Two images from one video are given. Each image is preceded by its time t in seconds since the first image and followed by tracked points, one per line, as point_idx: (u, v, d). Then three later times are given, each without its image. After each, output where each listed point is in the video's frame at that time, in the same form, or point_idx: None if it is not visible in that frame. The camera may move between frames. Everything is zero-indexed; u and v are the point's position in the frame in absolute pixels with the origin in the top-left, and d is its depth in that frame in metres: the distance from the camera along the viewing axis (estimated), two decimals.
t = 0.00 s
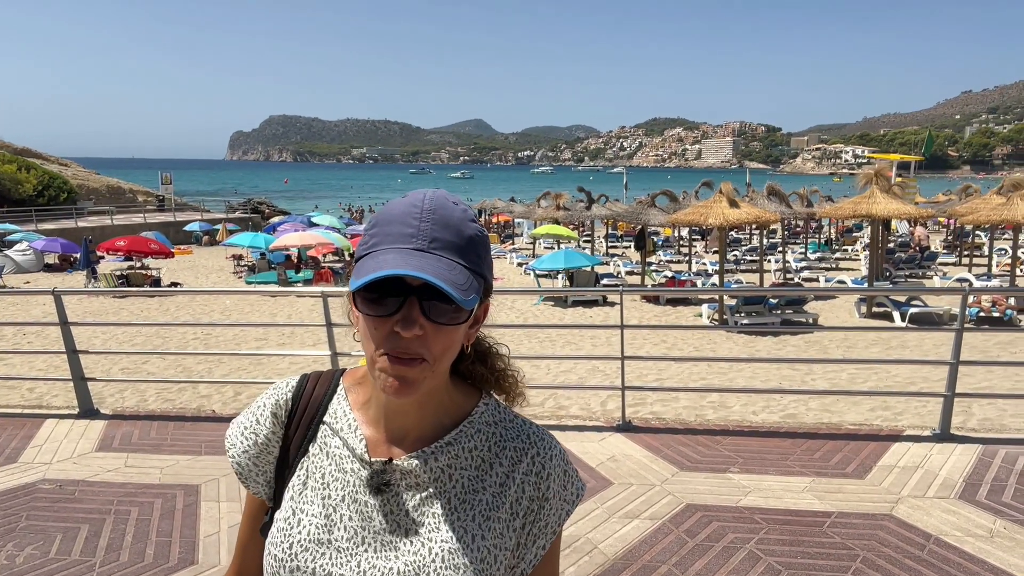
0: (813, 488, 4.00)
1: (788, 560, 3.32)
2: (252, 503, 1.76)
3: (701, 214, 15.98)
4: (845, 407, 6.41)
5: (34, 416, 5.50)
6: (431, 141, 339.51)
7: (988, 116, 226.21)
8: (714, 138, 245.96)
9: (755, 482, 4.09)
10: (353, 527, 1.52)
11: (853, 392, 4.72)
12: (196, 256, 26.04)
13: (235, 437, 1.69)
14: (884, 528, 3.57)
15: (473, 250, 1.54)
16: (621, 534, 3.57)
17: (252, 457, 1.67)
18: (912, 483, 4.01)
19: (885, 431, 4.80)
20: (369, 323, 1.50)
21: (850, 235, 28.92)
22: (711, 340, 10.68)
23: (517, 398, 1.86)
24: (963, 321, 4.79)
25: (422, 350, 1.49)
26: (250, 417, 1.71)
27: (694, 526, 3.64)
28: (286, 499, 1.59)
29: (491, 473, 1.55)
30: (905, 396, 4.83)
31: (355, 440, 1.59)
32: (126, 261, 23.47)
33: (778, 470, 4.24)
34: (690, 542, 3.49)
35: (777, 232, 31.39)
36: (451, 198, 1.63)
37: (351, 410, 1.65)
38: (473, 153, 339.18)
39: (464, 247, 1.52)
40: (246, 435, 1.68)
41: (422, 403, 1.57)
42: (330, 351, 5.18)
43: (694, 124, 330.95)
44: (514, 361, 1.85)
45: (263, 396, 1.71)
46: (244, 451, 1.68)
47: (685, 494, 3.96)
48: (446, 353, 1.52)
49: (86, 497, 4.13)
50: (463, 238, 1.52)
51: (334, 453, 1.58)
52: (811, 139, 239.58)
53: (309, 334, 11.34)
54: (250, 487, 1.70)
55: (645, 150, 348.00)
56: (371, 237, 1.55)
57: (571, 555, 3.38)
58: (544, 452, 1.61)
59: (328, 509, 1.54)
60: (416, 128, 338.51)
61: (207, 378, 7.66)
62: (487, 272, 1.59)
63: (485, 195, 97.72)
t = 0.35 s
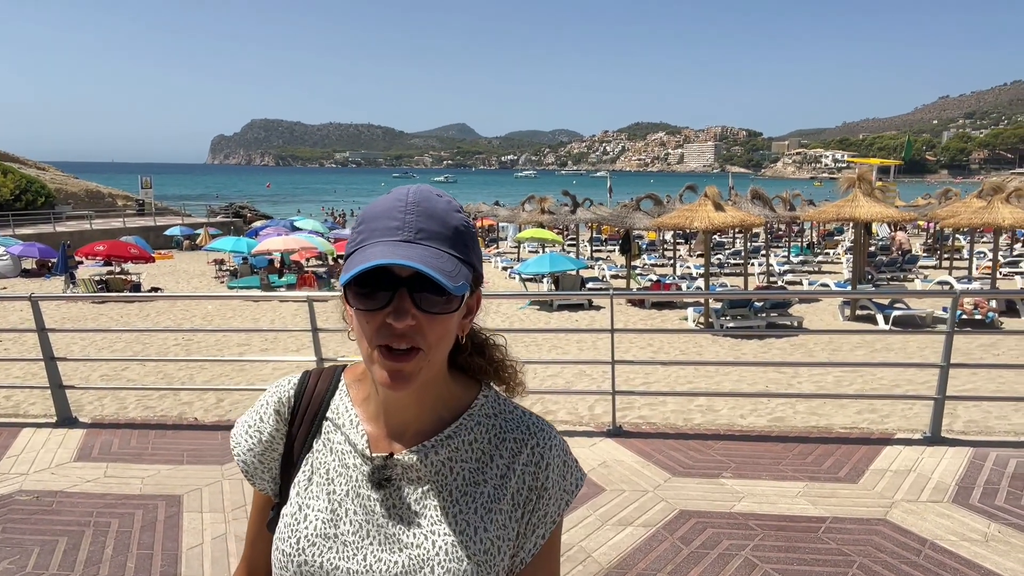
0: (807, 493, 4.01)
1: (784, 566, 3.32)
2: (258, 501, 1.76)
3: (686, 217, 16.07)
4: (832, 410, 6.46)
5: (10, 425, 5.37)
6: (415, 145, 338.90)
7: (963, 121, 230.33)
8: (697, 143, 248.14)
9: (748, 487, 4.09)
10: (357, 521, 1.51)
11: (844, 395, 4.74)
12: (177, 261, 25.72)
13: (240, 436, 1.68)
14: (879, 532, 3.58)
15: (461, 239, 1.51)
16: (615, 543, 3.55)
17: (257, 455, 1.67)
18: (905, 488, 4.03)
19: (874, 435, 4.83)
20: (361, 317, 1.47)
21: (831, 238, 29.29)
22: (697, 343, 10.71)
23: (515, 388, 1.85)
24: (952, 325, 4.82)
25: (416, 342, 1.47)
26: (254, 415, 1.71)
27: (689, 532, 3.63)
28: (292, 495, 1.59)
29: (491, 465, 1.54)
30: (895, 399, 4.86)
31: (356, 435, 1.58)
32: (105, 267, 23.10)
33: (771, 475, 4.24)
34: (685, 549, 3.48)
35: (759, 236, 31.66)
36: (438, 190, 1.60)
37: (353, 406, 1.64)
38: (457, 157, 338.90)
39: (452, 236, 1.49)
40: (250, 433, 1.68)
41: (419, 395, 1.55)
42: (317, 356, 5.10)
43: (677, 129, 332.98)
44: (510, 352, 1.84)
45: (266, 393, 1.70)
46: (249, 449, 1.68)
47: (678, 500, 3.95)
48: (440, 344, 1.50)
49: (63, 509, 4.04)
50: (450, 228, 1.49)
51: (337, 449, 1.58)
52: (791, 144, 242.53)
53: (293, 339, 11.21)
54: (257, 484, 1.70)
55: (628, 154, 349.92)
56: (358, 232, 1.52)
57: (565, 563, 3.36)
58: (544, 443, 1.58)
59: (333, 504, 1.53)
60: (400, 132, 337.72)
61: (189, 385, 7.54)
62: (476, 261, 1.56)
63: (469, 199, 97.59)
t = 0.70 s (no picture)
0: (798, 496, 4.02)
1: (777, 572, 3.31)
2: (265, 494, 1.75)
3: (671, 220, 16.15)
4: (817, 412, 6.51)
5: None
6: (398, 148, 337.94)
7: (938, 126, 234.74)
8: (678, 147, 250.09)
9: (740, 492, 4.10)
10: (365, 515, 1.50)
11: (833, 399, 4.76)
12: (156, 265, 25.36)
13: (249, 431, 1.68)
14: (872, 536, 3.59)
15: (466, 239, 1.49)
16: (607, 550, 3.53)
17: (266, 448, 1.66)
18: (897, 490, 4.05)
19: (863, 437, 4.86)
20: (366, 315, 1.46)
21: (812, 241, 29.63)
22: (682, 346, 10.76)
23: (521, 385, 1.83)
24: (941, 328, 4.86)
25: (422, 339, 1.47)
26: (263, 410, 1.70)
27: (682, 538, 3.62)
28: (301, 488, 1.58)
29: (497, 461, 1.52)
30: (884, 402, 4.89)
31: (364, 429, 1.57)
32: (82, 271, 22.71)
33: (762, 479, 4.25)
34: (678, 556, 3.48)
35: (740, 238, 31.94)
36: (443, 189, 1.58)
37: (360, 400, 1.63)
38: (441, 160, 338.49)
39: (456, 236, 1.47)
40: (259, 428, 1.67)
41: (425, 392, 1.54)
42: (301, 362, 5.02)
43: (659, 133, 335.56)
44: (516, 348, 1.82)
45: (275, 389, 1.70)
46: (258, 443, 1.67)
47: (669, 505, 3.95)
48: (446, 342, 1.48)
49: (40, 521, 3.93)
50: (454, 228, 1.47)
51: (345, 444, 1.57)
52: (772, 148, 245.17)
53: (275, 344, 11.08)
54: (265, 479, 1.69)
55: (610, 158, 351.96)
56: (362, 232, 1.50)
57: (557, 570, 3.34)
58: (550, 439, 1.56)
59: (341, 498, 1.52)
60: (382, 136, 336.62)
61: (169, 392, 7.41)
62: (481, 258, 1.54)
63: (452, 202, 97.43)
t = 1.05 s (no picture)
0: (790, 498, 4.05)
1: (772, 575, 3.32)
2: (275, 498, 1.77)
3: (655, 222, 16.23)
4: (803, 413, 6.57)
5: None
6: (380, 150, 336.59)
7: (914, 130, 238.87)
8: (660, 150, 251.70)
9: (732, 494, 4.11)
10: (373, 518, 1.50)
11: (822, 400, 4.80)
12: (134, 269, 24.96)
13: (259, 433, 1.70)
14: (865, 538, 3.62)
15: (471, 244, 1.48)
16: (601, 555, 3.53)
17: (276, 452, 1.68)
18: (887, 492, 4.09)
19: (851, 438, 4.90)
20: (372, 321, 1.46)
21: (792, 242, 29.98)
22: (667, 348, 10.82)
23: (529, 390, 1.83)
24: (927, 330, 4.92)
25: (429, 344, 1.45)
26: (274, 413, 1.72)
27: (675, 542, 3.63)
28: (309, 490, 1.59)
29: (505, 466, 1.51)
30: (871, 403, 4.94)
31: (372, 433, 1.57)
32: (57, 275, 22.29)
33: (753, 480, 4.28)
34: (672, 560, 3.48)
35: (722, 241, 32.20)
36: (448, 195, 1.58)
37: (369, 404, 1.64)
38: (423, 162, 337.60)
39: (461, 241, 1.46)
40: (270, 430, 1.69)
41: (433, 396, 1.53)
42: (287, 367, 4.96)
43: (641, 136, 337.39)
44: (523, 352, 1.82)
45: (286, 392, 1.72)
46: (268, 446, 1.69)
47: (661, 509, 3.96)
48: (453, 347, 1.47)
49: (20, 531, 3.84)
50: (458, 233, 1.46)
51: (354, 447, 1.57)
52: (751, 150, 247.87)
53: (258, 348, 10.95)
54: (274, 482, 1.71)
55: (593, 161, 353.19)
56: (368, 238, 1.50)
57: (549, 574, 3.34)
58: (559, 445, 1.54)
59: (349, 501, 1.53)
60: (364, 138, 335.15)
61: (149, 397, 7.29)
62: (486, 262, 1.53)
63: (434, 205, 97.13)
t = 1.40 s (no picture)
0: (781, 498, 4.08)
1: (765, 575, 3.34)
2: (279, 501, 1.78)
3: (640, 223, 16.31)
4: (789, 413, 6.64)
5: None
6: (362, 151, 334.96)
7: (891, 132, 242.75)
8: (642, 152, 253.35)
9: (722, 495, 4.14)
10: (374, 521, 1.50)
11: (810, 400, 4.85)
12: (113, 272, 24.57)
13: (262, 437, 1.71)
14: (855, 537, 3.66)
15: (471, 248, 1.49)
16: (594, 557, 3.53)
17: (278, 455, 1.69)
18: (876, 491, 4.14)
19: (839, 437, 4.96)
20: (371, 325, 1.47)
21: (774, 243, 30.32)
22: (653, 349, 10.88)
23: (531, 394, 1.84)
24: (914, 329, 4.98)
25: (429, 347, 1.46)
26: (277, 416, 1.73)
27: (667, 544, 3.65)
28: (311, 492, 1.59)
29: (506, 469, 1.51)
30: (858, 403, 5.00)
31: (374, 436, 1.58)
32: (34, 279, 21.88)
33: (744, 481, 4.31)
34: (665, 561, 3.50)
35: (705, 242, 32.47)
36: (449, 201, 1.58)
37: (372, 409, 1.65)
38: (407, 163, 336.50)
39: (461, 245, 1.47)
40: (272, 434, 1.70)
41: (433, 399, 1.54)
42: (274, 371, 4.90)
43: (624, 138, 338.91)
44: (524, 356, 1.83)
45: (289, 396, 1.73)
46: (271, 449, 1.70)
47: (654, 510, 3.97)
48: (453, 350, 1.48)
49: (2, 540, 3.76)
50: (458, 237, 1.46)
51: (355, 450, 1.58)
52: (733, 152, 250.18)
53: (242, 351, 10.84)
54: (277, 486, 1.71)
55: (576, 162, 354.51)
56: (368, 244, 1.51)
57: None
58: (560, 449, 1.54)
59: (350, 504, 1.53)
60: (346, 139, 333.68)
61: (132, 402, 7.18)
62: (487, 267, 1.54)
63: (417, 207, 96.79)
